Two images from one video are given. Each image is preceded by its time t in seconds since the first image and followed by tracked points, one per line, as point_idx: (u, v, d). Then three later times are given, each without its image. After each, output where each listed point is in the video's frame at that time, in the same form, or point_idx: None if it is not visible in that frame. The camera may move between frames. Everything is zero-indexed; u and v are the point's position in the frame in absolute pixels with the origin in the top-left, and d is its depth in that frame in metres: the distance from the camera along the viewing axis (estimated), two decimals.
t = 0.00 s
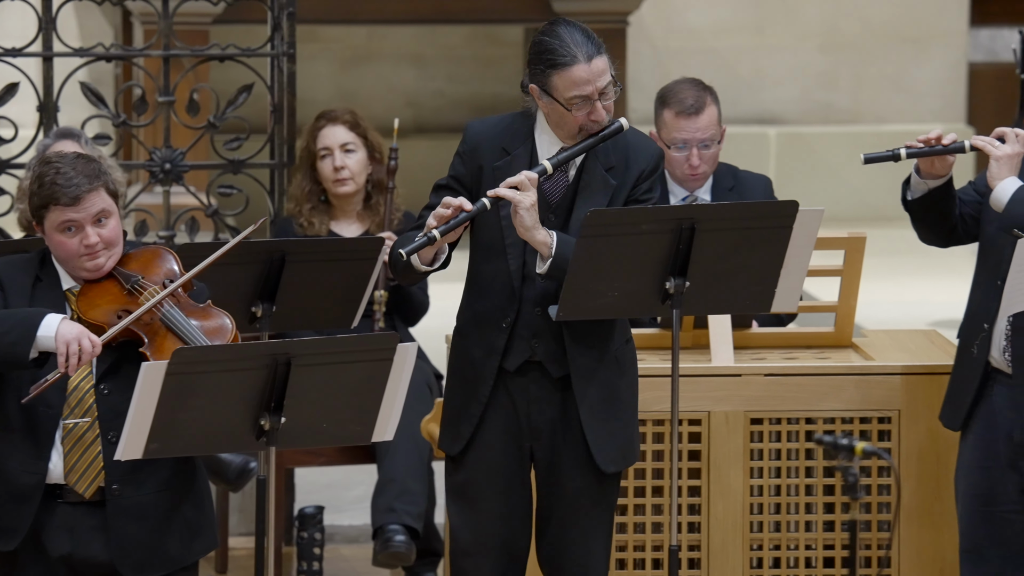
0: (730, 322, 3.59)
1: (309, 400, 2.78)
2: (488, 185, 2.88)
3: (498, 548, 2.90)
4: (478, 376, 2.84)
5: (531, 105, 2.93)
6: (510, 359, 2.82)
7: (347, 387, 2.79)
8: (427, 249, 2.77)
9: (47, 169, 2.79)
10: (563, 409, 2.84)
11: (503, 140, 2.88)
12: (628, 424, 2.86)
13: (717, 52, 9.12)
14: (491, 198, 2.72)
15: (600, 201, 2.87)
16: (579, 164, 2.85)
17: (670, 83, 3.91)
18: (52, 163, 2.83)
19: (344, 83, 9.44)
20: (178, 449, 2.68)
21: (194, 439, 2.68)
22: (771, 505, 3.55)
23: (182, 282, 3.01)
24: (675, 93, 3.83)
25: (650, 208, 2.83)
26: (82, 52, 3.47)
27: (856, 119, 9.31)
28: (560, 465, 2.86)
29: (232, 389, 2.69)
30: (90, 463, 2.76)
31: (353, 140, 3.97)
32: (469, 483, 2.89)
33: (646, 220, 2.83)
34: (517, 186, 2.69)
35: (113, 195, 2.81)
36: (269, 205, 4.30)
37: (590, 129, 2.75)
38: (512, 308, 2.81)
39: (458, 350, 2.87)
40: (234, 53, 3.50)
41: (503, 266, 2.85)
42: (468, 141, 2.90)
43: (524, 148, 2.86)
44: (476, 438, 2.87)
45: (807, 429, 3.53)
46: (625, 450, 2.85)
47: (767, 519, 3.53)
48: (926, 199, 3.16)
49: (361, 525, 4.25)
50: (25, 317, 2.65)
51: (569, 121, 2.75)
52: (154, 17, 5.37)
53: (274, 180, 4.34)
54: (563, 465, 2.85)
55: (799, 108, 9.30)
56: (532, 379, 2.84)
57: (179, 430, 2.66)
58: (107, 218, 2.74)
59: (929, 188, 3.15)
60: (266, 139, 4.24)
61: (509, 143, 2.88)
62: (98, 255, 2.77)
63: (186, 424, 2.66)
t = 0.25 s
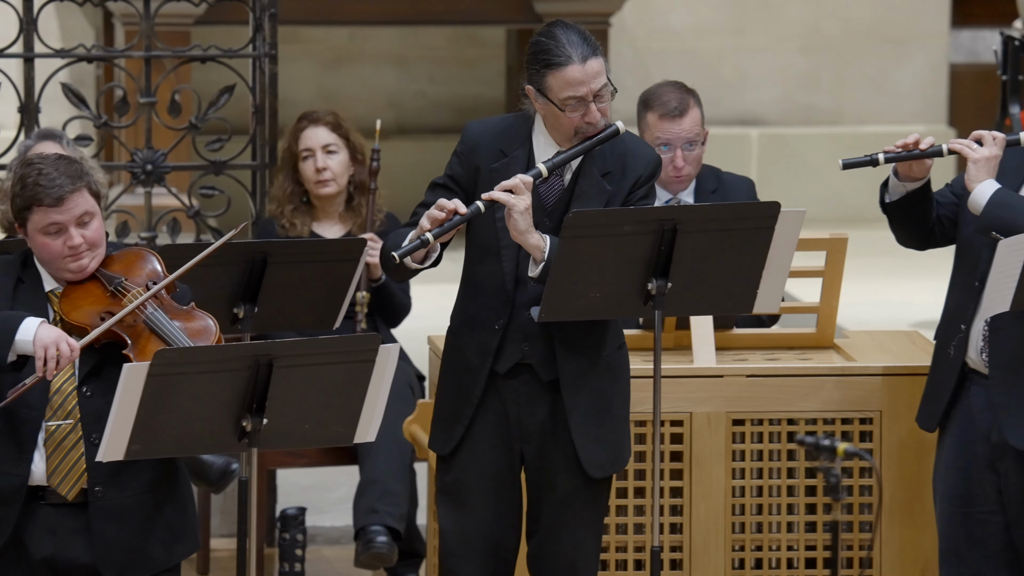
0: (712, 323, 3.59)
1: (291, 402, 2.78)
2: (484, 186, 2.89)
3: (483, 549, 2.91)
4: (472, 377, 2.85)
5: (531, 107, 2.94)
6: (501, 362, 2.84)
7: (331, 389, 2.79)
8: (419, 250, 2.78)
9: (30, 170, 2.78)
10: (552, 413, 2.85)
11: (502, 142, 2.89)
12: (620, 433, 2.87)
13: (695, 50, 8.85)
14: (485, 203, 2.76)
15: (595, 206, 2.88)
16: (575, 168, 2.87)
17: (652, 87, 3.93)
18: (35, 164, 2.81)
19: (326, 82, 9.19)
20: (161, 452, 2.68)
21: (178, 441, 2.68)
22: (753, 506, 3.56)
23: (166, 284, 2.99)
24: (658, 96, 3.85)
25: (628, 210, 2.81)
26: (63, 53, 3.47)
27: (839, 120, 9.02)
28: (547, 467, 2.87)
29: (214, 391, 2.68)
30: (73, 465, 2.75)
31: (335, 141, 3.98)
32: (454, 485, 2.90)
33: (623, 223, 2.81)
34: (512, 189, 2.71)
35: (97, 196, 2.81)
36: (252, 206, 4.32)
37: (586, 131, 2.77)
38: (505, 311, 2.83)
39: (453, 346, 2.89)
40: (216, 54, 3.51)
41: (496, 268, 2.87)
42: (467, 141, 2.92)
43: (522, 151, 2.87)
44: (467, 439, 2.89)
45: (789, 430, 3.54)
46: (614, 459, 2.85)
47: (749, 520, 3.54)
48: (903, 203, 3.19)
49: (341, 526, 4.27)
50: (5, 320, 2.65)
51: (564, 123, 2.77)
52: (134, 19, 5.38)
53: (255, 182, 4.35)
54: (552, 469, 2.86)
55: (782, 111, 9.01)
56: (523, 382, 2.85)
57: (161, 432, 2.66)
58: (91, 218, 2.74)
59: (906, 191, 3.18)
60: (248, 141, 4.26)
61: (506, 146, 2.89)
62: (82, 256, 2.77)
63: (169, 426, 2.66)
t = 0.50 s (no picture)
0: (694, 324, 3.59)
1: (272, 402, 2.77)
2: (473, 186, 2.87)
3: (467, 551, 2.89)
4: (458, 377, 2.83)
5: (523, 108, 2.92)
6: (488, 363, 2.82)
7: (313, 391, 2.79)
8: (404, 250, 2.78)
9: (9, 173, 2.77)
10: (538, 416, 2.82)
11: (493, 143, 2.87)
12: (607, 436, 2.86)
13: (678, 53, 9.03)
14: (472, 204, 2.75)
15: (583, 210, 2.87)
16: (563, 172, 2.85)
17: (635, 93, 3.92)
18: (15, 166, 2.81)
19: (308, 83, 9.31)
20: (141, 452, 2.67)
21: (158, 441, 2.68)
22: (734, 507, 3.56)
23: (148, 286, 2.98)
24: (642, 106, 3.84)
25: (610, 210, 2.78)
26: (42, 54, 3.46)
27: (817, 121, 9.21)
28: (532, 470, 2.85)
29: (195, 392, 2.68)
30: (53, 469, 2.76)
31: (316, 142, 3.98)
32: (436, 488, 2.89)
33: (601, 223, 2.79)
34: (499, 192, 2.70)
35: (77, 198, 2.81)
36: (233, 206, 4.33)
37: (576, 135, 2.77)
38: (492, 312, 2.81)
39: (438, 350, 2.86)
40: (196, 55, 3.51)
41: (486, 270, 2.85)
42: (459, 141, 2.90)
43: (512, 153, 2.85)
44: (450, 437, 2.87)
45: (769, 431, 3.54)
46: (600, 462, 2.84)
47: (730, 520, 3.54)
48: (880, 208, 3.24)
49: (323, 527, 4.28)
50: None
51: (554, 127, 2.76)
52: (115, 20, 5.38)
53: (236, 182, 4.37)
54: (537, 472, 2.84)
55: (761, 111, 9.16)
56: (509, 385, 2.83)
57: (142, 433, 2.66)
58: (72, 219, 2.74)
59: (882, 197, 3.23)
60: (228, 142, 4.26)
61: (498, 148, 2.87)
62: (64, 258, 2.76)
63: (149, 427, 2.66)
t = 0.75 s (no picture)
0: (672, 325, 3.60)
1: (250, 404, 2.77)
2: (454, 190, 2.86)
3: (446, 554, 2.87)
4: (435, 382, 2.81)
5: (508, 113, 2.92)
6: (466, 368, 2.82)
7: (291, 392, 2.78)
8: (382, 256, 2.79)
9: None
10: (516, 420, 2.82)
11: (476, 148, 2.87)
12: (585, 440, 2.86)
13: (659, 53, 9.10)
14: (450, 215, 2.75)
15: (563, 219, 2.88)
16: (544, 183, 2.87)
17: (619, 104, 3.93)
18: None
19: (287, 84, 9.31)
20: (119, 454, 2.66)
21: (136, 443, 2.67)
22: (713, 507, 3.56)
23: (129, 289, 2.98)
24: (624, 117, 3.85)
25: (589, 210, 2.78)
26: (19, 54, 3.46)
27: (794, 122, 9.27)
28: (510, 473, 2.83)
29: (173, 393, 2.68)
30: (32, 471, 2.75)
31: (295, 143, 3.99)
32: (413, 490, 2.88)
33: (580, 223, 2.78)
34: (478, 205, 2.70)
35: (57, 199, 2.81)
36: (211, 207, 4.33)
37: (557, 147, 2.77)
38: (472, 317, 2.80)
39: (419, 354, 2.84)
40: (174, 56, 3.51)
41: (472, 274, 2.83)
42: (441, 145, 2.89)
43: (494, 158, 2.86)
44: (427, 438, 2.88)
45: (748, 432, 3.54)
46: (579, 467, 2.84)
47: (708, 521, 3.54)
48: (857, 214, 3.24)
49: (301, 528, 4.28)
50: None
51: (536, 138, 2.76)
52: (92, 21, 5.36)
53: (214, 183, 4.37)
54: (515, 475, 2.83)
55: (739, 113, 9.25)
56: (487, 390, 2.82)
57: (120, 435, 2.65)
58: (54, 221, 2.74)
59: (859, 204, 3.24)
60: (206, 143, 4.25)
61: (480, 153, 2.87)
62: (45, 260, 2.78)
63: (128, 428, 2.65)
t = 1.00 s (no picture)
0: (649, 326, 3.62)
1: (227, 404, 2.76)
2: (430, 202, 2.85)
3: (420, 557, 2.86)
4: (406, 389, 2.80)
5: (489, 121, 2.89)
6: (438, 375, 2.82)
7: (268, 394, 2.77)
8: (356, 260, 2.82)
9: None
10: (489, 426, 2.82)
11: (454, 158, 2.84)
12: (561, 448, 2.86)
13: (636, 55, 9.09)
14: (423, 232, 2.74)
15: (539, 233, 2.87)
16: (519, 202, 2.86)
17: (601, 105, 3.93)
18: None
19: (263, 85, 9.21)
20: (96, 455, 2.66)
21: (114, 444, 2.67)
22: (690, 508, 3.56)
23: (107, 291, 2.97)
24: (604, 120, 3.85)
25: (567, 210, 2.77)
26: None
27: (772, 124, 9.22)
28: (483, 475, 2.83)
29: (151, 394, 2.67)
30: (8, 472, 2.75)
31: (272, 144, 4.00)
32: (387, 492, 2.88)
33: (558, 223, 2.77)
34: (450, 226, 2.69)
35: (35, 200, 2.80)
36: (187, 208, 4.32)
37: (535, 168, 2.73)
38: (444, 326, 2.79)
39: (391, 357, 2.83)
40: (151, 57, 3.51)
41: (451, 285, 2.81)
42: (418, 151, 2.86)
43: (470, 168, 2.83)
44: (401, 441, 2.87)
45: (726, 433, 3.55)
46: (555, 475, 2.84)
47: (686, 522, 3.54)
48: (833, 217, 3.25)
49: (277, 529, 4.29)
50: None
51: (512, 161, 2.72)
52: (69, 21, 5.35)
53: (191, 184, 4.36)
54: (489, 478, 2.83)
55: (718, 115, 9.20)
56: (457, 399, 2.82)
57: (97, 435, 2.64)
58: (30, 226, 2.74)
59: (834, 206, 3.24)
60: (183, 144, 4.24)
61: (457, 163, 2.84)
62: (21, 262, 2.78)
63: (105, 429, 2.64)
